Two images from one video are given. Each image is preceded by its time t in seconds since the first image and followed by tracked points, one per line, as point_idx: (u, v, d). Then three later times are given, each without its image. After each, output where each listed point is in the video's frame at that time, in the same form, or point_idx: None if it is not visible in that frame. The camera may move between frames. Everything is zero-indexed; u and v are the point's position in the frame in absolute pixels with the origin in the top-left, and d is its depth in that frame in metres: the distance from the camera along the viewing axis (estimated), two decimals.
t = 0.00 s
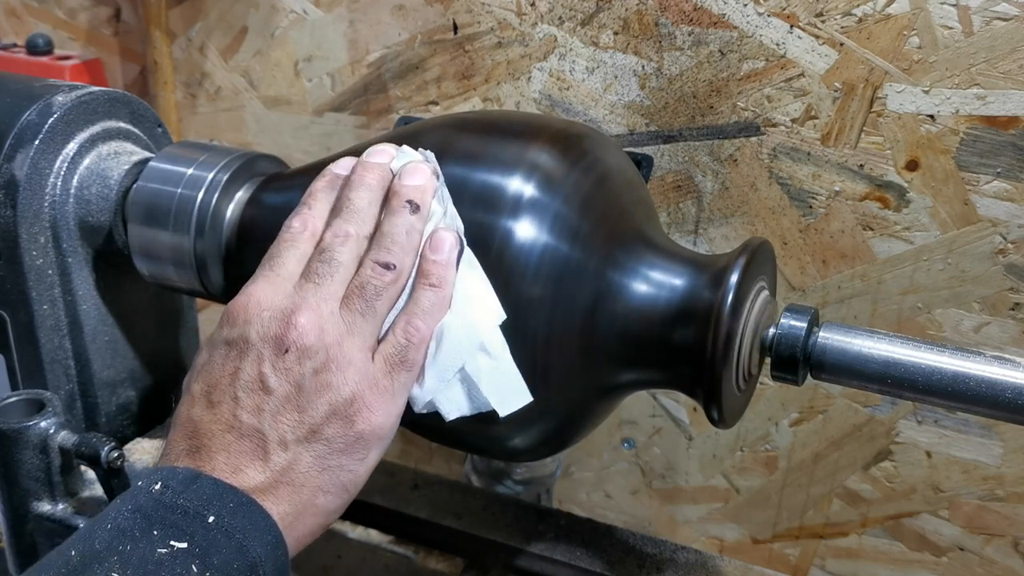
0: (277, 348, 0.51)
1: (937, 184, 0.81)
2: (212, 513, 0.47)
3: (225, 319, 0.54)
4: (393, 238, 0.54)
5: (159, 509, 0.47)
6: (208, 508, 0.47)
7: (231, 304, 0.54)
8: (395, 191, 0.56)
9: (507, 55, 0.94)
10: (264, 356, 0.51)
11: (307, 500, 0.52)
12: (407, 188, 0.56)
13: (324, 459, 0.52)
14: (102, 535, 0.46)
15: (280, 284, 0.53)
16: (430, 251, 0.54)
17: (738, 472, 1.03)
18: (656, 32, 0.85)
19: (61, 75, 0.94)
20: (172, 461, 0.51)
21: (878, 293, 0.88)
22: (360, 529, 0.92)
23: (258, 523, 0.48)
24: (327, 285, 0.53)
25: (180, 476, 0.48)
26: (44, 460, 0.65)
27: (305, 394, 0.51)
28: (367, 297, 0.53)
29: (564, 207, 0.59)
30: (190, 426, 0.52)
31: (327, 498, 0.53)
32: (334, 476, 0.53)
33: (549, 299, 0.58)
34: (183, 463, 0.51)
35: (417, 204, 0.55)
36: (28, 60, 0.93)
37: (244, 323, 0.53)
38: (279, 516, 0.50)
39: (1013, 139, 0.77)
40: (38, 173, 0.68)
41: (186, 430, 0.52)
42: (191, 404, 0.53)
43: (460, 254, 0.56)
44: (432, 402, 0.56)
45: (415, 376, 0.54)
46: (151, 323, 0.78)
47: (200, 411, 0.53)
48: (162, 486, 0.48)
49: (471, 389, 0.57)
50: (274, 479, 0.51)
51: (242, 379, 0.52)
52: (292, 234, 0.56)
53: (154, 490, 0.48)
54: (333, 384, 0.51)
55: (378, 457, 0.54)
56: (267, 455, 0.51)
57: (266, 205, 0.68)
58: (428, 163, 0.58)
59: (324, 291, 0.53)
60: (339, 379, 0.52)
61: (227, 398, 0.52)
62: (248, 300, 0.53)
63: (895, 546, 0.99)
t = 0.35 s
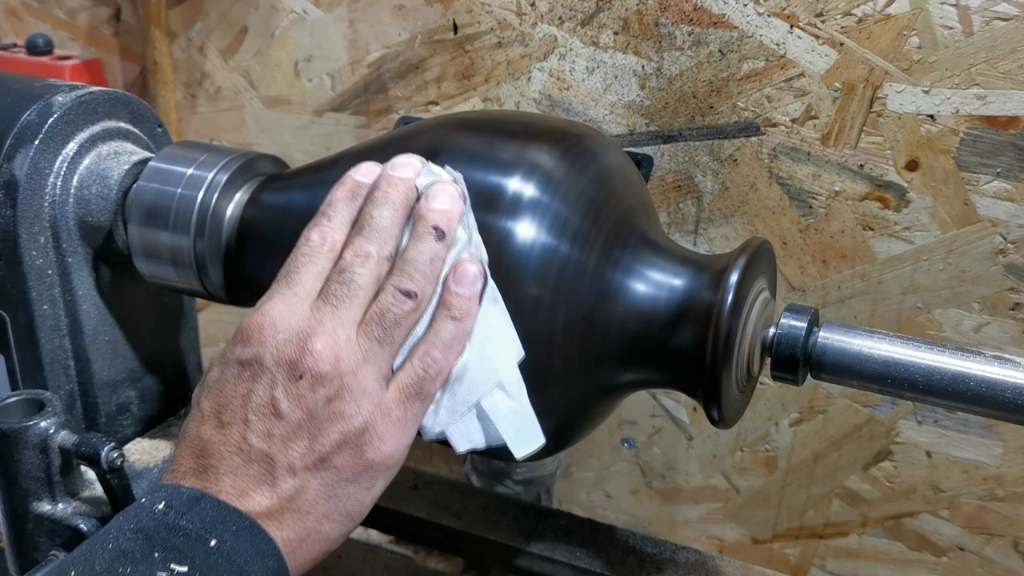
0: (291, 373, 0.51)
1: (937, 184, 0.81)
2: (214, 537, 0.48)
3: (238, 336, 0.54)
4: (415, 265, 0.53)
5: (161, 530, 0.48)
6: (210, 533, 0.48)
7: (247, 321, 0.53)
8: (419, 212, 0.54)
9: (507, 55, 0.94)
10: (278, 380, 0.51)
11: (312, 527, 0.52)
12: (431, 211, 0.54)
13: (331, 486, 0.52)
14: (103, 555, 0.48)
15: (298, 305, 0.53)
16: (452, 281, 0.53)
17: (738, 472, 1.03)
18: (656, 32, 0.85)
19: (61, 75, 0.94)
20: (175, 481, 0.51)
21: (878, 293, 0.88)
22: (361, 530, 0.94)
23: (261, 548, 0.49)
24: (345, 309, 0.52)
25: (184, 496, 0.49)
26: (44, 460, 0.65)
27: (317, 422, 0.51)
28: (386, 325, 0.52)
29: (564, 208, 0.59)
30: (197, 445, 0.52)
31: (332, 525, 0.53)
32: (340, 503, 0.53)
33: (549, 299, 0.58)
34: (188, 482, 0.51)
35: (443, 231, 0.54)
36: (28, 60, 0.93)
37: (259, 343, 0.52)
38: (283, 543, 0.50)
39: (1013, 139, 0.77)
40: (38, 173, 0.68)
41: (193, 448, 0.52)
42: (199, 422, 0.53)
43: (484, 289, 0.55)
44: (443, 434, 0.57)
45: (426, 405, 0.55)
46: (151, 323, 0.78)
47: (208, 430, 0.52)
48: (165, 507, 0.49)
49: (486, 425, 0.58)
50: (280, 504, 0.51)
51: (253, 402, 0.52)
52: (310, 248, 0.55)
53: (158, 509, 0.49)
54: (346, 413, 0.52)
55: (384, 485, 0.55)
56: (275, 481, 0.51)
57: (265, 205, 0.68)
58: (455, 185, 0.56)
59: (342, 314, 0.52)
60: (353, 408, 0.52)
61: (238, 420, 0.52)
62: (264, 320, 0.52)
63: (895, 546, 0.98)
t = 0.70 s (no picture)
0: (298, 371, 0.50)
1: (937, 184, 0.81)
2: (218, 533, 0.49)
3: (246, 330, 0.53)
4: (425, 264, 0.52)
5: (166, 525, 0.49)
6: (214, 529, 0.49)
7: (254, 317, 0.52)
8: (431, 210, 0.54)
9: (507, 55, 0.94)
10: (286, 378, 0.50)
11: (315, 524, 0.52)
12: (442, 210, 0.54)
13: (336, 484, 0.52)
14: (108, 548, 0.49)
15: (306, 301, 0.52)
16: (461, 282, 0.53)
17: (738, 472, 1.03)
18: (656, 32, 0.85)
19: (61, 74, 0.94)
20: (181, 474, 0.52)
21: (878, 293, 0.88)
22: (361, 530, 0.95)
23: (263, 543, 0.50)
24: (353, 307, 0.52)
25: (188, 491, 0.50)
26: (44, 460, 0.65)
27: (324, 422, 0.51)
28: (395, 325, 0.52)
29: (564, 208, 0.59)
30: (203, 439, 0.52)
31: (335, 522, 0.53)
32: (344, 500, 0.53)
33: (549, 299, 0.58)
34: (194, 477, 0.51)
35: (454, 230, 0.53)
36: (28, 60, 0.93)
37: (266, 340, 0.51)
38: (285, 538, 0.51)
39: (1013, 139, 0.77)
40: (38, 173, 0.68)
41: (199, 442, 0.52)
42: (206, 416, 0.53)
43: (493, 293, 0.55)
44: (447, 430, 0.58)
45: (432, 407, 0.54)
46: (151, 323, 0.78)
47: (214, 425, 0.52)
48: (170, 501, 0.50)
49: (490, 425, 0.58)
50: (285, 501, 0.51)
51: (260, 399, 0.51)
52: (320, 243, 0.54)
53: (162, 504, 0.50)
54: (353, 412, 0.51)
55: (388, 484, 0.55)
56: (280, 479, 0.51)
57: (265, 205, 0.68)
58: (467, 183, 0.56)
59: (350, 313, 0.51)
60: (359, 408, 0.51)
61: (244, 417, 0.51)
62: (272, 316, 0.52)
63: (895, 546, 0.98)
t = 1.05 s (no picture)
0: (315, 388, 0.51)
1: (937, 184, 0.81)
2: (222, 543, 0.50)
3: (263, 339, 0.53)
4: (448, 284, 0.52)
5: (171, 534, 0.50)
6: (219, 539, 0.50)
7: (273, 327, 0.53)
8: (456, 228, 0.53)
9: (507, 55, 0.94)
10: (302, 394, 0.51)
11: (322, 539, 0.54)
12: (469, 229, 0.53)
13: (345, 500, 0.54)
14: (113, 556, 0.50)
15: (326, 315, 0.52)
16: (483, 304, 0.53)
17: (738, 472, 1.03)
18: (656, 32, 0.85)
19: (61, 75, 0.94)
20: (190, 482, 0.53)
21: (878, 293, 0.88)
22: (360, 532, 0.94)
23: (270, 556, 0.51)
24: (373, 325, 0.52)
25: (195, 500, 0.51)
26: (44, 460, 0.65)
27: (338, 439, 0.52)
28: (413, 344, 0.52)
29: (564, 208, 0.59)
30: (214, 447, 0.53)
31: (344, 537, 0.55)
32: (353, 516, 0.55)
33: (549, 298, 0.58)
34: (203, 486, 0.53)
35: (478, 251, 0.53)
36: (28, 60, 0.93)
37: (285, 351, 0.52)
38: (292, 551, 0.53)
39: (1013, 139, 0.77)
40: (38, 173, 0.68)
41: (209, 449, 0.54)
42: (220, 423, 0.54)
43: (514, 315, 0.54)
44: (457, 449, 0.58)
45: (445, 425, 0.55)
46: (151, 323, 0.78)
47: (227, 434, 0.53)
48: (176, 510, 0.51)
49: (500, 446, 0.58)
50: (293, 516, 0.53)
51: (276, 412, 0.52)
52: (340, 253, 0.54)
53: (167, 511, 0.51)
54: (366, 429, 0.52)
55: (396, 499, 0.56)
56: (292, 493, 0.53)
57: (265, 205, 0.68)
58: (494, 201, 0.55)
59: (370, 331, 0.52)
60: (373, 426, 0.52)
61: (258, 430, 0.52)
62: (291, 329, 0.52)
63: (895, 546, 0.98)
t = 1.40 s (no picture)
0: (276, 348, 0.52)
1: (937, 184, 0.81)
2: (209, 511, 0.49)
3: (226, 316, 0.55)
4: (392, 236, 0.55)
5: (158, 505, 0.49)
6: (205, 507, 0.49)
7: (233, 302, 0.55)
8: (394, 189, 0.57)
9: (507, 55, 0.94)
10: (264, 355, 0.53)
11: (305, 499, 0.53)
12: (406, 185, 0.57)
13: (321, 458, 0.53)
14: (102, 531, 0.48)
15: (282, 283, 0.55)
16: (426, 248, 0.55)
17: (738, 472, 1.03)
18: (656, 32, 0.85)
19: (61, 74, 0.94)
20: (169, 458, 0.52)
21: (878, 293, 0.88)
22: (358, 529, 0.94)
23: (255, 520, 0.50)
24: (327, 284, 0.54)
25: (179, 472, 0.50)
26: (44, 460, 0.65)
27: (304, 395, 0.52)
28: (366, 296, 0.54)
29: (564, 208, 0.59)
30: (189, 423, 0.53)
31: (326, 497, 0.53)
32: (332, 475, 0.53)
33: (549, 299, 0.58)
34: (182, 459, 0.52)
35: (416, 202, 0.56)
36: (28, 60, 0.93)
37: (246, 321, 0.54)
38: (275, 514, 0.51)
39: (1013, 139, 0.77)
40: (38, 173, 0.68)
41: (186, 426, 0.53)
42: (192, 400, 0.54)
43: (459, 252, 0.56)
44: (432, 397, 0.57)
45: (411, 376, 0.55)
46: (151, 322, 0.78)
47: (200, 409, 0.53)
48: (162, 483, 0.50)
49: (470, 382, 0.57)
50: (272, 477, 0.52)
51: (241, 377, 0.53)
52: (295, 230, 0.57)
53: (153, 486, 0.50)
54: (331, 384, 0.52)
55: (375, 457, 0.55)
56: (267, 455, 0.52)
57: (265, 205, 0.68)
58: (428, 161, 0.59)
59: (324, 290, 0.54)
60: (338, 379, 0.52)
61: (226, 397, 0.53)
62: (250, 299, 0.54)
63: (895, 546, 0.98)
